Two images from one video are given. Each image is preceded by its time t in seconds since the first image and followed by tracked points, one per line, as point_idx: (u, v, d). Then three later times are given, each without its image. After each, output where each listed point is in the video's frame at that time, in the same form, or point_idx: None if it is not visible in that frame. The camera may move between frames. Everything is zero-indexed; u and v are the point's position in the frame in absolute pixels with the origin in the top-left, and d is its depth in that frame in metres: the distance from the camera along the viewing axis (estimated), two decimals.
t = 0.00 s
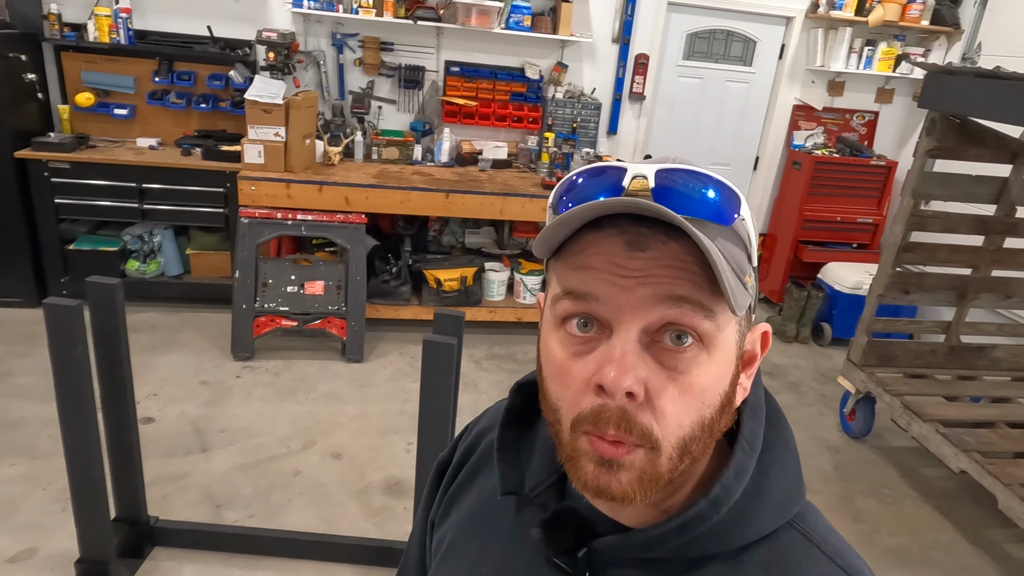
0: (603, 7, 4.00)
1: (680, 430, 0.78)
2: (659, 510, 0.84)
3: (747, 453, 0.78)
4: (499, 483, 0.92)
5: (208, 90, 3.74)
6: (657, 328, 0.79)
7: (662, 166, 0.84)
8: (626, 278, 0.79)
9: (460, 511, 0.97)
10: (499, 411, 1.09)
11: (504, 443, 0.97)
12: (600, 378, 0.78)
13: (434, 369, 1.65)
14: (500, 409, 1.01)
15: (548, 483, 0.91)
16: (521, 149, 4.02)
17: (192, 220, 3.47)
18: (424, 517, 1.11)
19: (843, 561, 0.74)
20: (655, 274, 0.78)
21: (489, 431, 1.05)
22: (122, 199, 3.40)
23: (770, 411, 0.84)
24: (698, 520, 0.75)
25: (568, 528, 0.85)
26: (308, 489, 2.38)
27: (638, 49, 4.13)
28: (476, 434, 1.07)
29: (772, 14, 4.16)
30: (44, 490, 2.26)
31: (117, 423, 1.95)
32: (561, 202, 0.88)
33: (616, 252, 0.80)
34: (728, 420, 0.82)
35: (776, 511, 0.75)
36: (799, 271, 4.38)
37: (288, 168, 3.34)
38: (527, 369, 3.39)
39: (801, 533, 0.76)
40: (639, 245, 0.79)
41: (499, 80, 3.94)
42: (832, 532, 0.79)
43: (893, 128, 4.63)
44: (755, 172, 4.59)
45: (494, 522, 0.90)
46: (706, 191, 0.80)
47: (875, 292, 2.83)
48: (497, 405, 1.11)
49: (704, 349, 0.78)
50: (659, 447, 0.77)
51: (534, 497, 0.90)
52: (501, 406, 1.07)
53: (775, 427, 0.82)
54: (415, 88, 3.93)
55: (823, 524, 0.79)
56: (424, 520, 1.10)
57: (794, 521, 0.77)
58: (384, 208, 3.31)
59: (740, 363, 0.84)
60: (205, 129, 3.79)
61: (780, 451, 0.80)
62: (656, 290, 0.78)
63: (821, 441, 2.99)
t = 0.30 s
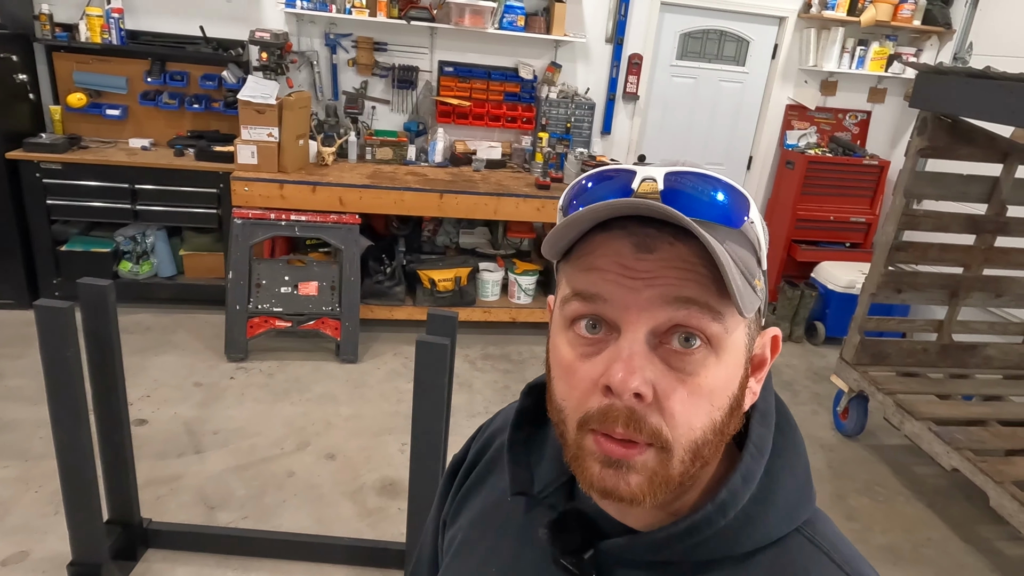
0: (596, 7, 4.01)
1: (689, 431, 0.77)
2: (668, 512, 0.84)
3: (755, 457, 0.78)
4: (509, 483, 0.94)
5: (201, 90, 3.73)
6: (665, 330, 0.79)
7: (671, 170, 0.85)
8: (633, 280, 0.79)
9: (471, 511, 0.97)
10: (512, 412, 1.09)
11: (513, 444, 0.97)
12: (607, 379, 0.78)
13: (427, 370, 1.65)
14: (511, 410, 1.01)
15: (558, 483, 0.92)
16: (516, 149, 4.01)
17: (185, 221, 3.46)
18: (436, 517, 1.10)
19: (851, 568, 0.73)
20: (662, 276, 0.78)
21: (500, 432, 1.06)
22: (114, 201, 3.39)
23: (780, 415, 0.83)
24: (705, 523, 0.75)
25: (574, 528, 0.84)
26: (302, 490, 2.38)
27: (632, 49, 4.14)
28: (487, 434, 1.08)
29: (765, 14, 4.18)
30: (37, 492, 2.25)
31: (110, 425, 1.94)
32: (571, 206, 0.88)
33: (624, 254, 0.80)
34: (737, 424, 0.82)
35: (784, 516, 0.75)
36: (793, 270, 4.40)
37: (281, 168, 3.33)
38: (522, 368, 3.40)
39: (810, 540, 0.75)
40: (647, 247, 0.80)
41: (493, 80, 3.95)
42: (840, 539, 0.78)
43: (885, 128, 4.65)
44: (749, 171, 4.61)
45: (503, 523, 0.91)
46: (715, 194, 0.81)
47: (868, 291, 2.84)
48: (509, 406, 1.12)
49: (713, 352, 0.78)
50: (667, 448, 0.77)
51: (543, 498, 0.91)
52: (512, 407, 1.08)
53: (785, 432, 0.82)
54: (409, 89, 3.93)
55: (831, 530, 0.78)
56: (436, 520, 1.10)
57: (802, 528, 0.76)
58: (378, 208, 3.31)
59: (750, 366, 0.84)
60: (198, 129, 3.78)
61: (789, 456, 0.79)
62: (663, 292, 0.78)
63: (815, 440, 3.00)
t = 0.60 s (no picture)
0: (590, 7, 4.01)
1: (699, 435, 0.77)
2: (684, 514, 0.85)
3: (776, 463, 0.77)
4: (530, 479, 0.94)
5: (193, 90, 3.71)
6: (677, 334, 0.79)
7: (688, 171, 0.84)
8: (645, 283, 0.79)
9: (495, 505, 0.99)
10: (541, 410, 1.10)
11: (538, 440, 0.97)
12: (617, 381, 0.78)
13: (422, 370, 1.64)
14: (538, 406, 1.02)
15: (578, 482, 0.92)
16: (510, 149, 4.04)
17: (179, 222, 3.45)
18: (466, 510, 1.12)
19: None
20: (674, 280, 0.78)
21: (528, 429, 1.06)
22: (106, 201, 3.37)
23: (806, 422, 0.82)
24: (720, 528, 0.75)
25: (589, 525, 0.85)
26: (296, 491, 2.37)
27: (625, 48, 4.14)
28: (517, 431, 1.09)
29: (758, 13, 4.18)
30: (28, 495, 2.24)
31: (101, 427, 1.93)
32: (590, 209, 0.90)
33: (637, 258, 0.80)
34: (755, 429, 0.82)
35: (804, 526, 0.74)
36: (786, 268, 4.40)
37: (274, 168, 3.32)
38: (516, 367, 3.40)
39: (832, 551, 0.74)
40: (659, 251, 0.79)
41: (486, 80, 3.93)
42: (866, 554, 0.76)
43: (878, 126, 4.67)
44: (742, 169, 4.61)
45: (525, 518, 0.92)
46: (733, 197, 0.79)
47: (861, 288, 2.85)
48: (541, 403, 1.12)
49: (726, 357, 0.77)
50: (676, 452, 0.77)
51: (564, 495, 0.92)
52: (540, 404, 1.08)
53: (810, 440, 0.81)
54: (403, 88, 3.93)
55: (854, 541, 0.77)
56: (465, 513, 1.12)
57: (824, 538, 0.75)
58: (371, 208, 3.30)
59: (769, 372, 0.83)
60: (190, 129, 3.76)
61: (813, 465, 0.79)
62: (675, 296, 0.78)
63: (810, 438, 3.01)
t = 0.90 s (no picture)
0: (590, 6, 4.01)
1: (722, 436, 0.76)
2: (709, 513, 0.84)
3: (802, 465, 0.76)
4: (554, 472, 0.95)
5: (193, 89, 3.71)
6: (700, 333, 0.77)
7: (717, 169, 0.83)
8: (669, 282, 0.78)
9: (519, 497, 1.00)
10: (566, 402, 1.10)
11: (563, 435, 0.97)
12: (639, 379, 0.78)
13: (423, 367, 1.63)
14: (562, 400, 1.02)
15: (601, 477, 0.91)
16: (509, 149, 4.00)
17: (178, 220, 3.44)
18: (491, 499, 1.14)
19: None
20: (698, 279, 0.77)
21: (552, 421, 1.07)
22: (106, 199, 3.37)
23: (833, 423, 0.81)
24: (743, 528, 0.74)
25: (610, 520, 0.86)
26: (295, 490, 2.36)
27: (626, 48, 4.14)
28: (542, 423, 1.10)
29: (759, 13, 4.18)
30: (26, 492, 2.23)
31: (99, 423, 1.92)
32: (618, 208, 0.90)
33: (661, 256, 0.80)
34: (780, 431, 0.80)
35: (830, 528, 0.73)
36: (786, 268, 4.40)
37: (274, 167, 3.32)
38: (516, 367, 3.39)
39: (857, 555, 0.72)
40: (684, 249, 0.78)
41: (487, 79, 3.93)
42: (893, 558, 0.75)
43: (879, 127, 4.67)
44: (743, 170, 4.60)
45: (547, 511, 0.93)
46: (762, 196, 0.78)
47: (861, 288, 2.85)
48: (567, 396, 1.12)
49: (750, 358, 0.76)
50: (697, 453, 0.76)
51: (587, 489, 0.92)
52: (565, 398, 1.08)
53: (838, 441, 0.79)
54: (403, 87, 3.92)
55: (880, 544, 0.75)
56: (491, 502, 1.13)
57: (850, 541, 0.74)
58: (371, 207, 3.30)
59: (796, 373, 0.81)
60: (190, 128, 3.76)
61: (840, 465, 0.77)
62: (699, 295, 0.77)
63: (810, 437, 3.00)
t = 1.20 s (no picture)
0: (585, 10, 4.01)
1: (697, 425, 0.76)
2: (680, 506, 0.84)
3: (769, 449, 0.77)
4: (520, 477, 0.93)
5: (188, 94, 3.70)
6: (674, 324, 0.78)
7: (684, 163, 0.84)
8: (643, 274, 0.78)
9: (481, 507, 0.97)
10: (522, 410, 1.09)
11: (526, 439, 0.97)
12: (615, 372, 0.77)
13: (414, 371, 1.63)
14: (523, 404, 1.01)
15: (570, 478, 0.91)
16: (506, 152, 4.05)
17: (172, 226, 3.43)
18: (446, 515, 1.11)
19: (869, 564, 0.73)
20: (673, 270, 0.77)
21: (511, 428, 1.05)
22: (99, 205, 3.37)
23: (794, 409, 0.82)
24: (718, 514, 0.74)
25: (586, 520, 0.84)
26: (288, 495, 2.35)
27: (620, 52, 4.15)
28: (497, 433, 1.07)
29: (753, 17, 4.19)
30: (16, 500, 2.21)
31: (90, 429, 1.91)
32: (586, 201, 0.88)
33: (635, 249, 0.79)
34: (748, 418, 0.81)
35: (800, 510, 0.74)
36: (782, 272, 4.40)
37: (268, 171, 3.31)
38: (512, 371, 3.38)
39: (825, 533, 0.74)
40: (658, 241, 0.78)
41: (482, 83, 3.95)
42: (855, 534, 0.77)
43: (874, 130, 4.68)
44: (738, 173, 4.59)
45: (515, 517, 0.90)
46: (727, 187, 0.79)
47: (858, 291, 2.84)
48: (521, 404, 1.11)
49: (722, 347, 0.77)
50: (673, 443, 0.76)
51: (555, 491, 0.90)
52: (524, 404, 1.07)
53: (800, 426, 0.80)
54: (398, 92, 3.92)
55: (843, 521, 0.77)
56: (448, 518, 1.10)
57: (816, 521, 0.75)
58: (366, 211, 3.29)
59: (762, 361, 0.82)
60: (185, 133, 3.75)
61: (804, 449, 0.78)
62: (673, 286, 0.77)
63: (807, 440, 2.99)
